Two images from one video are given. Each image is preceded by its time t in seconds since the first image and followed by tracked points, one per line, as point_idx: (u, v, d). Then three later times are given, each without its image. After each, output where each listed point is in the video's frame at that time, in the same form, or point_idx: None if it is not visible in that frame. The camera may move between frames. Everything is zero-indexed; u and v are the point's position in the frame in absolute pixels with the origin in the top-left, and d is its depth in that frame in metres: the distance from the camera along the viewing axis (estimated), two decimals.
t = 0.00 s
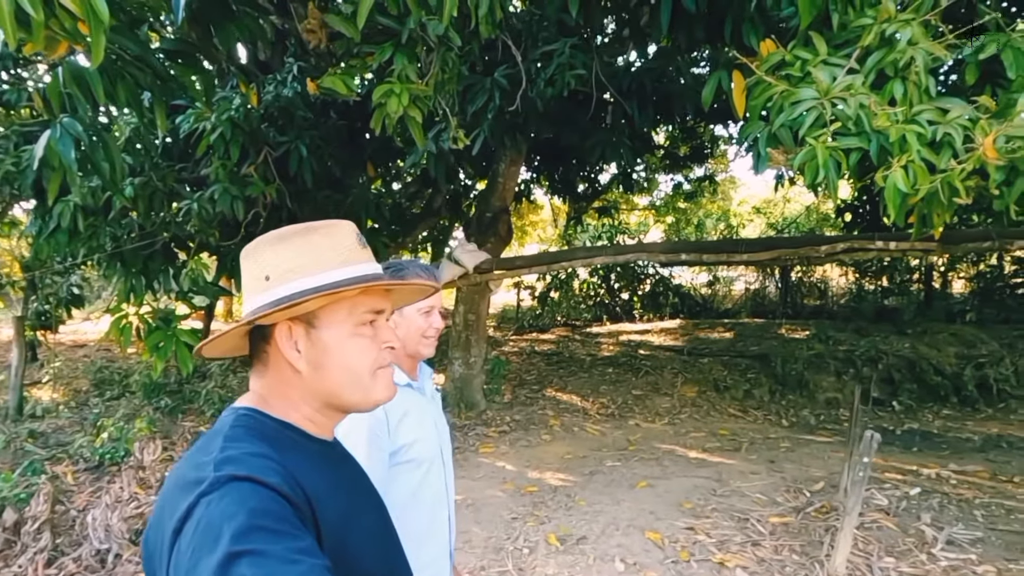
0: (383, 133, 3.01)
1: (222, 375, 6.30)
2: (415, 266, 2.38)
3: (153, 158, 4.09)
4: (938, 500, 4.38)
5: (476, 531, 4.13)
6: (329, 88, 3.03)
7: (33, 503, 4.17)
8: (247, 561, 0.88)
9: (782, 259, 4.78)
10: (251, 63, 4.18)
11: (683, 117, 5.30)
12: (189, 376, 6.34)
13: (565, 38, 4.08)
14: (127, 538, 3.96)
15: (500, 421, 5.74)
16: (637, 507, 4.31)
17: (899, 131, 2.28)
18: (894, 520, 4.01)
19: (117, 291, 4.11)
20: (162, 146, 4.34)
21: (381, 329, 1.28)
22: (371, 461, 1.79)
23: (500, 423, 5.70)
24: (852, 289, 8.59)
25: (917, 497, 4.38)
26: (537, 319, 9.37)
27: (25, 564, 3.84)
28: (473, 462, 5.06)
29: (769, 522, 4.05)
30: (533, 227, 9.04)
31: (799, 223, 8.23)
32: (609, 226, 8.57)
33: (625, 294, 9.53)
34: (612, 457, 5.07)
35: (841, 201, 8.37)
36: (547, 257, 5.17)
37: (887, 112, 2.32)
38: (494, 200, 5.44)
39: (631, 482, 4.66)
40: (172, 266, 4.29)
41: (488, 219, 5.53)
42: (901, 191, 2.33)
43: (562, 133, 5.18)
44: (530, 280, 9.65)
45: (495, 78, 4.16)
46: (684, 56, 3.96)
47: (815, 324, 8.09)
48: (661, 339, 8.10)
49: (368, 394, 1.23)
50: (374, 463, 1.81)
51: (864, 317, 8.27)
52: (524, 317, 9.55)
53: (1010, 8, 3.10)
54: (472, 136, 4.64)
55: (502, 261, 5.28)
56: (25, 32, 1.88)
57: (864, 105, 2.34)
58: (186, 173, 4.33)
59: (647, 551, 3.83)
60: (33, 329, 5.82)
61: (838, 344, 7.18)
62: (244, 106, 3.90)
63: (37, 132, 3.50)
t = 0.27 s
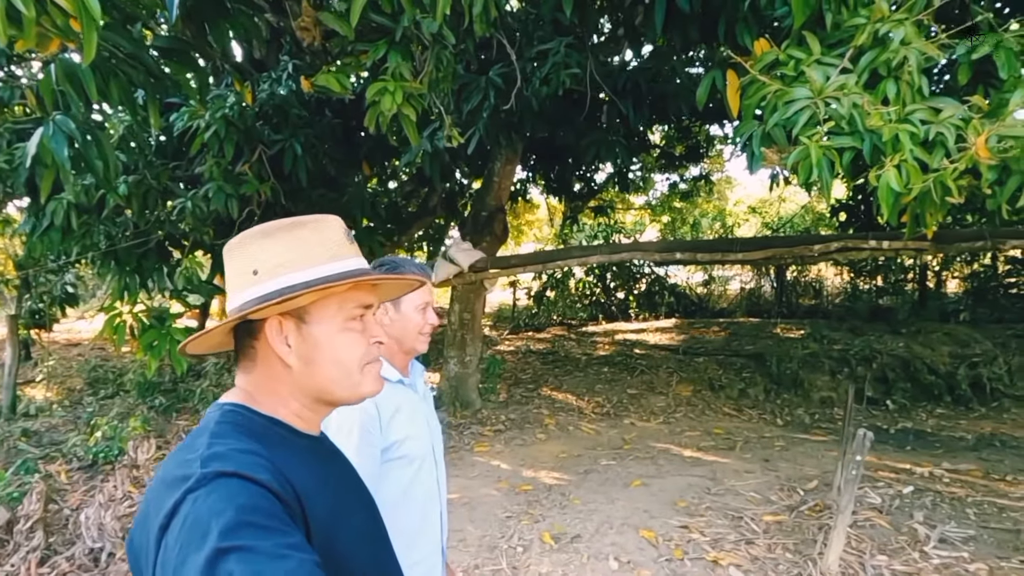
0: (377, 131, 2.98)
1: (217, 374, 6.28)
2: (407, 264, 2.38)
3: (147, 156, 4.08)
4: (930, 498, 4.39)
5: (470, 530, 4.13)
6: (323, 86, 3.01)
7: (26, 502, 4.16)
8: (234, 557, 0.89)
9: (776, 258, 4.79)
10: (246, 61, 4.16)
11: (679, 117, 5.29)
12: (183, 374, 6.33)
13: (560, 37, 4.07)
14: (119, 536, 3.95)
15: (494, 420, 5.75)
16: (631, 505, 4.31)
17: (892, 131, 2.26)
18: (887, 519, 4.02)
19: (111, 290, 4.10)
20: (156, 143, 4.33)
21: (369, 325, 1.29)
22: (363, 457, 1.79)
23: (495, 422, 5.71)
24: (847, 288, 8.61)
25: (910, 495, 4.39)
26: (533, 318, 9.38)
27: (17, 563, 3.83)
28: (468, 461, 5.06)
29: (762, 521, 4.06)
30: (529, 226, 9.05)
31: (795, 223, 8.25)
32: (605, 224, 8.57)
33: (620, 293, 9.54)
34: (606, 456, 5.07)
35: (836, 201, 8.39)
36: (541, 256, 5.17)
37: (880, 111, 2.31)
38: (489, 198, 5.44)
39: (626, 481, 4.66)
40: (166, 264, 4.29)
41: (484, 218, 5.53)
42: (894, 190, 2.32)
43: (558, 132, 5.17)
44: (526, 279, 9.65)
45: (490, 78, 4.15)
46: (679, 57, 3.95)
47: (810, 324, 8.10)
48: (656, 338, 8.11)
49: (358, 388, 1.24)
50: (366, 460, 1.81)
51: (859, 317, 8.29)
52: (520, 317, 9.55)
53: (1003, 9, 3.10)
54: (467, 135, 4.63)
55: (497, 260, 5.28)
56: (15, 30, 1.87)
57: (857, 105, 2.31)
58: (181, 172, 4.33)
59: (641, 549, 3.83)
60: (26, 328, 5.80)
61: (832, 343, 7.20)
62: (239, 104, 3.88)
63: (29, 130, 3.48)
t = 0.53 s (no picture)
0: (370, 128, 2.97)
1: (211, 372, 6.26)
2: (397, 260, 2.37)
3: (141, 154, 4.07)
4: (923, 496, 4.40)
5: (464, 528, 4.13)
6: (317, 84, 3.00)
7: (18, 501, 4.15)
8: (219, 554, 0.88)
9: (770, 257, 4.79)
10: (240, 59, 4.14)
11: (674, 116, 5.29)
12: (178, 373, 6.32)
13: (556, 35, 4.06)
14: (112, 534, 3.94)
15: (490, 418, 5.75)
16: (626, 504, 4.31)
17: (885, 129, 2.26)
18: (880, 516, 4.03)
19: (104, 288, 4.08)
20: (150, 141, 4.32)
21: (353, 318, 1.28)
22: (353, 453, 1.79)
23: (490, 421, 5.71)
24: (842, 287, 8.62)
25: (904, 493, 4.40)
26: (528, 316, 9.38)
27: (9, 562, 3.81)
28: (463, 459, 5.06)
29: (756, 519, 4.06)
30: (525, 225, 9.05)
31: (790, 222, 8.26)
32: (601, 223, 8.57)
33: (616, 292, 9.55)
34: (601, 455, 5.08)
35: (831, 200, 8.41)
36: (536, 255, 5.17)
37: (873, 110, 2.29)
38: (484, 197, 5.43)
39: (620, 479, 4.66)
40: (160, 262, 4.28)
41: (479, 217, 5.53)
42: (887, 188, 2.31)
43: (552, 130, 5.16)
44: (522, 278, 9.66)
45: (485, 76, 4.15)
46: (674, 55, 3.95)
47: (805, 322, 8.11)
48: (652, 336, 8.12)
49: (342, 383, 1.24)
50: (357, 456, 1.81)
51: (854, 316, 8.31)
52: (515, 315, 9.56)
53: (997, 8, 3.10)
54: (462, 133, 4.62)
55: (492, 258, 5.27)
56: (5, 26, 1.86)
57: (851, 103, 2.31)
58: (175, 169, 4.31)
59: (635, 547, 3.83)
60: (19, 326, 5.77)
61: (827, 342, 7.21)
62: (233, 101, 3.87)
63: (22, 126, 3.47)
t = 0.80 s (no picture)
0: (369, 130, 2.96)
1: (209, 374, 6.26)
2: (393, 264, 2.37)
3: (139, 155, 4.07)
4: (921, 499, 4.41)
5: (462, 531, 4.12)
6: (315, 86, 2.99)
7: (15, 503, 4.14)
8: (219, 559, 0.88)
9: (768, 259, 4.80)
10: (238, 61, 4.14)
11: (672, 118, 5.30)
12: (175, 374, 6.31)
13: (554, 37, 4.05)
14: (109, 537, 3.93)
15: (488, 421, 5.75)
16: (624, 506, 4.31)
17: (884, 133, 2.26)
18: (878, 519, 4.03)
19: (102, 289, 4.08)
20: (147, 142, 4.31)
21: (348, 322, 1.28)
22: (351, 458, 1.78)
23: (488, 423, 5.71)
24: (840, 290, 8.63)
25: (901, 496, 4.41)
26: (527, 318, 9.39)
27: (6, 565, 3.80)
28: (460, 462, 5.06)
29: (754, 522, 4.06)
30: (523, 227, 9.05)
31: (788, 225, 8.27)
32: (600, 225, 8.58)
33: (614, 294, 9.55)
34: (599, 457, 5.08)
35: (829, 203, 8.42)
36: (534, 257, 5.17)
37: (872, 114, 2.30)
38: (483, 199, 5.43)
39: (619, 482, 4.66)
40: (157, 264, 4.27)
41: (477, 219, 5.52)
42: (885, 193, 2.31)
43: (551, 132, 5.16)
44: (520, 280, 9.66)
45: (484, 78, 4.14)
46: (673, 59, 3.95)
47: (802, 325, 8.13)
48: (651, 339, 8.12)
49: (336, 388, 1.23)
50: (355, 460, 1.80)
51: (851, 319, 8.32)
52: (513, 317, 9.55)
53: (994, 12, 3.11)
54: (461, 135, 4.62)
55: (490, 260, 5.27)
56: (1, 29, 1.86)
57: (849, 106, 2.31)
58: (173, 171, 4.31)
59: (633, 550, 3.83)
60: (17, 327, 5.76)
61: (825, 344, 7.21)
62: (231, 103, 3.86)
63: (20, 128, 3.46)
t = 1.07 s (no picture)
0: (367, 136, 2.96)
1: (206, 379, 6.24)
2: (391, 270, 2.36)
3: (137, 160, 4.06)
4: (920, 505, 4.40)
5: (461, 538, 4.11)
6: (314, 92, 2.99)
7: (11, 509, 4.12)
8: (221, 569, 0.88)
9: (766, 265, 4.80)
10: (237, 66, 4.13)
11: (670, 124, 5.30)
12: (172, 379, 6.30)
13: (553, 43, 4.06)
14: (105, 544, 3.92)
15: (486, 426, 5.74)
16: (622, 513, 4.30)
17: (882, 140, 2.27)
18: (877, 526, 4.03)
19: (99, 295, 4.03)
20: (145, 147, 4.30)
21: (346, 330, 1.27)
22: (350, 467, 1.77)
23: (486, 429, 5.70)
24: (837, 295, 8.64)
25: (900, 502, 4.41)
26: (525, 324, 9.39)
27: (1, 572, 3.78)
28: (458, 467, 5.05)
29: (753, 528, 4.06)
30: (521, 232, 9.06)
31: (785, 230, 8.28)
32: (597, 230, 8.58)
33: (612, 299, 9.56)
34: (597, 463, 5.07)
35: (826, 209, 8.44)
36: (533, 262, 5.17)
37: (870, 121, 2.31)
38: (481, 204, 5.43)
39: (617, 488, 4.65)
40: (155, 269, 4.26)
41: (476, 224, 5.52)
42: (884, 199, 2.30)
43: (549, 138, 5.17)
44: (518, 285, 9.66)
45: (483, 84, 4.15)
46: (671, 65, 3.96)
47: (800, 330, 8.14)
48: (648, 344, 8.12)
49: (333, 397, 1.22)
50: (354, 469, 1.79)
51: (849, 324, 8.34)
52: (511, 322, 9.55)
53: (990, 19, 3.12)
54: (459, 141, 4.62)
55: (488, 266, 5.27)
56: None
57: (847, 114, 2.32)
58: (171, 176, 4.30)
59: (632, 556, 3.82)
60: (13, 333, 5.75)
61: (822, 349, 7.22)
62: (229, 109, 3.86)
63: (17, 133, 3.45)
